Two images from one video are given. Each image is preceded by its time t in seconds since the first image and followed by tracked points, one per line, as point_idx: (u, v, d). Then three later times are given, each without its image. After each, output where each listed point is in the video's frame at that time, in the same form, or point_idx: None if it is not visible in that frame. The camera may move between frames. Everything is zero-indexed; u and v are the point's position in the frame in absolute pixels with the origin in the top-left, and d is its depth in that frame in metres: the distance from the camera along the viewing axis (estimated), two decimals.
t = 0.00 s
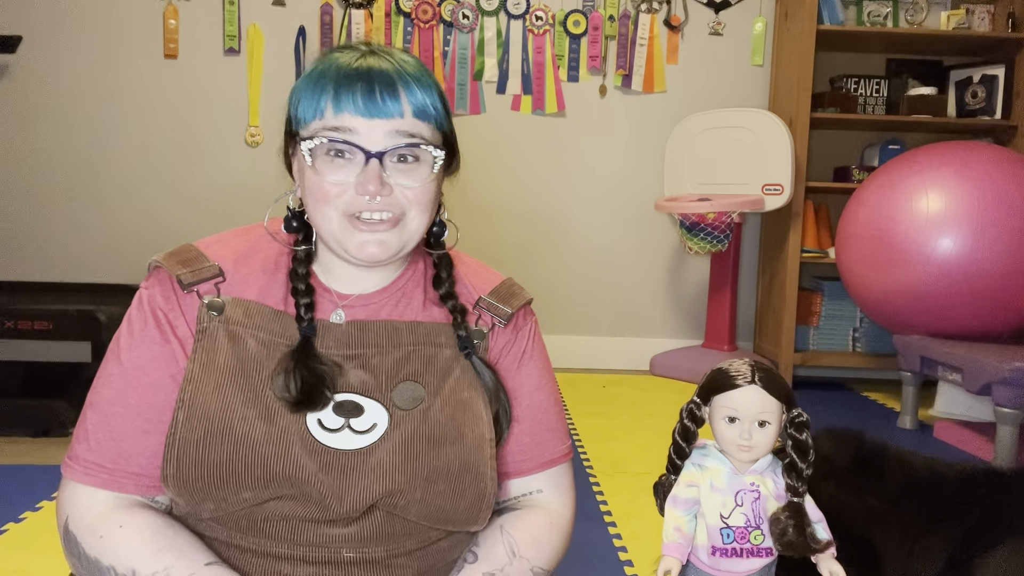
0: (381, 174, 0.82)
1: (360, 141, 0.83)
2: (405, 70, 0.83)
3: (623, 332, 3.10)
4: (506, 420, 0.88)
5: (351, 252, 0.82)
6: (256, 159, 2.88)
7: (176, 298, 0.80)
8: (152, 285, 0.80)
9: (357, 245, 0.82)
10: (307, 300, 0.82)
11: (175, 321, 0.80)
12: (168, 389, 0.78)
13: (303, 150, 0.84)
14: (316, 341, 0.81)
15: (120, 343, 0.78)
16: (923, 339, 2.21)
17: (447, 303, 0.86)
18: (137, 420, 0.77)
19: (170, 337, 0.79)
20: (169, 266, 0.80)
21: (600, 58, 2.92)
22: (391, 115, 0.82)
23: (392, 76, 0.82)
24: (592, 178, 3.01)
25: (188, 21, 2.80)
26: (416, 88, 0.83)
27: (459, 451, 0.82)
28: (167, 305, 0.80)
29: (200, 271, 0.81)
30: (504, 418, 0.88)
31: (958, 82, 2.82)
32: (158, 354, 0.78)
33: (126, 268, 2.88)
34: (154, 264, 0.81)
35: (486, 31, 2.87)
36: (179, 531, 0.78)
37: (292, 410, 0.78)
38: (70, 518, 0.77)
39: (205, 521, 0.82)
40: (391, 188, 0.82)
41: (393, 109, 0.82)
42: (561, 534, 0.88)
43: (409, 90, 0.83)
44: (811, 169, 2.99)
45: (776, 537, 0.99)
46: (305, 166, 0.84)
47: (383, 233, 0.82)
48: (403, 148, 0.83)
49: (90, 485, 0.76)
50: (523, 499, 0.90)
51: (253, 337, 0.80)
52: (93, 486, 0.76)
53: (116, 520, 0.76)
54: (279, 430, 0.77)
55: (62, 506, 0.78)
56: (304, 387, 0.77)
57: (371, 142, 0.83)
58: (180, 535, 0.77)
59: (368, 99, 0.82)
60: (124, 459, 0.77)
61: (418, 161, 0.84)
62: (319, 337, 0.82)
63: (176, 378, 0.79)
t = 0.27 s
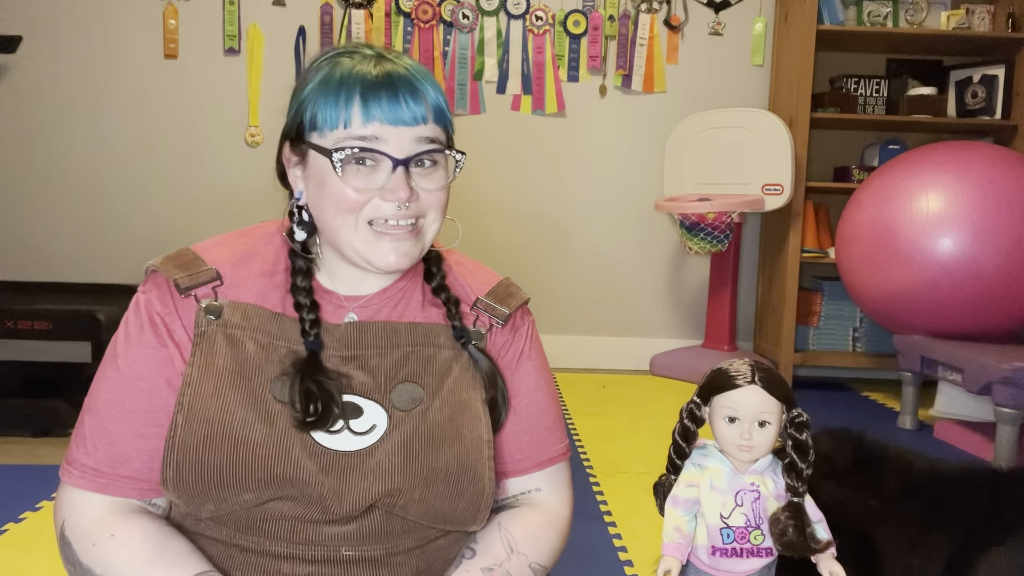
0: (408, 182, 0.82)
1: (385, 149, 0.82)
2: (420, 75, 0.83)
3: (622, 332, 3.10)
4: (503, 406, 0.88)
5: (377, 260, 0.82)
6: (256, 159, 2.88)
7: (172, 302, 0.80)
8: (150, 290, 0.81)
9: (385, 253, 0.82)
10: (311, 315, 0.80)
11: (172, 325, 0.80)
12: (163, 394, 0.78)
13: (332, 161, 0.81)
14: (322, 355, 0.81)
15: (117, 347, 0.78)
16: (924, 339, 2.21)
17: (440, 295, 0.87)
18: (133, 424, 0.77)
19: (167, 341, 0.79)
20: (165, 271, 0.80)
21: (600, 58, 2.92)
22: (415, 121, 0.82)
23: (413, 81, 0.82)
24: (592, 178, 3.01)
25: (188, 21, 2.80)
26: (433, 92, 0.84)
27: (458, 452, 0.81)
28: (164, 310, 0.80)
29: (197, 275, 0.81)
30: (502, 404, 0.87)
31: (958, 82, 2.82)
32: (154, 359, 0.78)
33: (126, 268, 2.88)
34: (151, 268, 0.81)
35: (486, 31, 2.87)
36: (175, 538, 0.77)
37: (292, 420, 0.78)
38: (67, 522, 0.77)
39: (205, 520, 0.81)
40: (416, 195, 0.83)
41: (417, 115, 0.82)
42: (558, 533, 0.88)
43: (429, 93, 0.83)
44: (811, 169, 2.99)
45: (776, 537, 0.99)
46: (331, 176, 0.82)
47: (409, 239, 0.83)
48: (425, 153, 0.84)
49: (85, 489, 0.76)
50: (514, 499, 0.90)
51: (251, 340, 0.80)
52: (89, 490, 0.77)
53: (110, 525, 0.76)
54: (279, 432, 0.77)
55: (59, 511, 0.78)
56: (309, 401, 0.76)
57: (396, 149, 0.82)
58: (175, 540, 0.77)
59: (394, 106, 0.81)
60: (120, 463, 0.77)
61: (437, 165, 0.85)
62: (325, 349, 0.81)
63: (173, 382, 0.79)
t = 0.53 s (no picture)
0: (381, 182, 0.82)
1: (358, 148, 0.82)
2: (397, 74, 0.83)
3: (623, 332, 3.10)
4: (498, 412, 0.88)
5: (350, 260, 0.82)
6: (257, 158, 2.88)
7: (152, 317, 0.80)
8: (129, 305, 0.80)
9: (357, 254, 0.81)
10: (295, 317, 0.81)
11: (152, 341, 0.80)
12: (146, 411, 0.78)
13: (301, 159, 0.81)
14: (307, 358, 0.81)
15: (97, 364, 0.78)
16: (924, 339, 2.21)
17: (430, 299, 0.87)
18: (117, 443, 0.77)
19: (147, 358, 0.79)
20: (144, 285, 0.80)
21: (600, 58, 2.92)
22: (389, 121, 0.82)
23: (388, 80, 0.82)
24: (592, 178, 3.01)
25: (188, 21, 2.80)
26: (409, 92, 0.83)
27: (454, 461, 0.81)
28: (143, 325, 0.80)
29: (177, 288, 0.80)
30: (497, 409, 0.87)
31: (958, 82, 2.82)
32: (135, 376, 0.78)
33: (126, 269, 2.88)
34: (130, 282, 0.81)
35: (486, 31, 2.87)
36: (165, 555, 0.77)
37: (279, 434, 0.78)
38: (53, 545, 0.77)
39: (199, 531, 0.82)
40: (391, 196, 0.83)
41: (391, 114, 0.82)
42: (558, 534, 0.88)
43: (405, 93, 0.83)
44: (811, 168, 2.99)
45: (776, 537, 0.99)
46: (302, 174, 0.82)
47: (383, 240, 0.82)
48: (400, 154, 0.83)
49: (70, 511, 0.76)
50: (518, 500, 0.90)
51: (236, 352, 0.80)
52: (75, 511, 0.77)
53: (97, 546, 0.76)
54: (268, 446, 0.77)
55: (45, 534, 0.78)
56: (296, 407, 0.77)
57: (370, 149, 0.82)
58: (165, 557, 0.77)
59: (367, 105, 0.81)
60: (104, 482, 0.77)
61: (414, 166, 0.85)
62: (310, 352, 0.81)
63: (155, 399, 0.78)
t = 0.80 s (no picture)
0: (360, 183, 0.82)
1: (335, 148, 0.82)
2: (373, 71, 0.83)
3: (623, 332, 3.10)
4: (495, 427, 0.88)
5: (330, 265, 0.81)
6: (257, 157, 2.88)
7: (129, 335, 0.80)
8: (104, 322, 0.80)
9: (338, 259, 0.81)
10: (276, 331, 0.80)
11: (128, 358, 0.80)
12: (125, 431, 0.78)
13: (276, 160, 0.81)
14: (291, 374, 0.81)
15: (74, 384, 0.78)
16: (924, 339, 2.21)
17: (419, 310, 0.86)
18: (95, 465, 0.77)
19: (124, 376, 0.79)
20: (120, 300, 0.80)
21: (600, 58, 2.92)
22: (367, 119, 0.82)
23: (364, 77, 0.82)
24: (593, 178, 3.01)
25: (188, 21, 2.80)
26: (386, 89, 0.83)
27: (450, 476, 0.82)
28: (119, 342, 0.80)
29: (153, 303, 0.80)
30: (493, 423, 0.88)
31: (958, 82, 2.82)
32: (112, 395, 0.78)
33: (126, 270, 2.89)
34: (105, 297, 0.81)
35: (486, 31, 2.87)
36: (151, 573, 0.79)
37: (261, 457, 0.78)
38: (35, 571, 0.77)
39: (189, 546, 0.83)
40: (370, 198, 0.82)
41: (368, 112, 0.82)
42: (560, 542, 0.88)
43: (382, 90, 0.83)
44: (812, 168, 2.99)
45: (776, 537, 0.99)
46: (277, 177, 0.82)
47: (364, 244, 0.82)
48: (379, 154, 0.83)
49: (48, 533, 0.77)
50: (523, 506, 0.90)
51: (217, 370, 0.79)
52: (57, 535, 0.77)
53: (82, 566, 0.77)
54: (250, 470, 0.77)
55: (26, 557, 0.78)
56: (280, 430, 0.76)
57: (347, 149, 0.82)
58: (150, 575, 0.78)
59: (343, 102, 0.81)
60: (85, 505, 0.77)
61: (393, 167, 0.85)
62: (294, 369, 0.81)
63: (133, 418, 0.79)
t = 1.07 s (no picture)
0: (359, 189, 0.81)
1: (332, 154, 0.82)
2: (368, 73, 0.83)
3: (622, 332, 3.10)
4: (495, 427, 0.88)
5: (333, 274, 0.81)
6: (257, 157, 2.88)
7: (125, 338, 0.80)
8: (100, 326, 0.80)
9: (340, 267, 0.81)
10: (274, 340, 0.80)
11: (125, 363, 0.79)
12: (123, 436, 0.78)
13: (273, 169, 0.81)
14: (290, 383, 0.81)
15: (72, 389, 0.78)
16: (924, 339, 2.21)
17: (417, 313, 0.86)
18: (93, 469, 0.77)
19: (121, 381, 0.79)
20: (115, 304, 0.80)
21: (600, 58, 2.92)
22: (363, 122, 0.82)
23: (359, 79, 0.82)
24: (592, 178, 3.01)
25: (188, 21, 2.80)
26: (381, 89, 0.83)
27: (451, 480, 0.82)
28: (115, 347, 0.79)
29: (149, 306, 0.80)
30: (493, 425, 0.88)
31: (958, 82, 2.82)
32: (109, 400, 0.78)
33: (126, 270, 2.88)
34: (101, 300, 0.81)
35: (486, 31, 2.87)
36: None
37: (260, 465, 0.78)
38: None
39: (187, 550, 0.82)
40: (371, 204, 0.82)
41: (364, 114, 0.82)
42: (562, 542, 0.88)
43: (377, 92, 0.83)
44: (811, 168, 2.99)
45: (776, 537, 0.99)
46: (276, 187, 0.81)
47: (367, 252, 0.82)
48: (376, 158, 0.83)
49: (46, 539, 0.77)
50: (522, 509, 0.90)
51: (214, 374, 0.79)
52: (55, 540, 0.77)
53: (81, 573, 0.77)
54: (250, 475, 0.77)
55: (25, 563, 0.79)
56: (278, 437, 0.76)
57: (344, 155, 0.82)
58: None
59: (338, 106, 0.81)
60: (83, 511, 0.78)
61: (392, 170, 0.84)
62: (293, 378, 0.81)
63: (131, 424, 0.79)
